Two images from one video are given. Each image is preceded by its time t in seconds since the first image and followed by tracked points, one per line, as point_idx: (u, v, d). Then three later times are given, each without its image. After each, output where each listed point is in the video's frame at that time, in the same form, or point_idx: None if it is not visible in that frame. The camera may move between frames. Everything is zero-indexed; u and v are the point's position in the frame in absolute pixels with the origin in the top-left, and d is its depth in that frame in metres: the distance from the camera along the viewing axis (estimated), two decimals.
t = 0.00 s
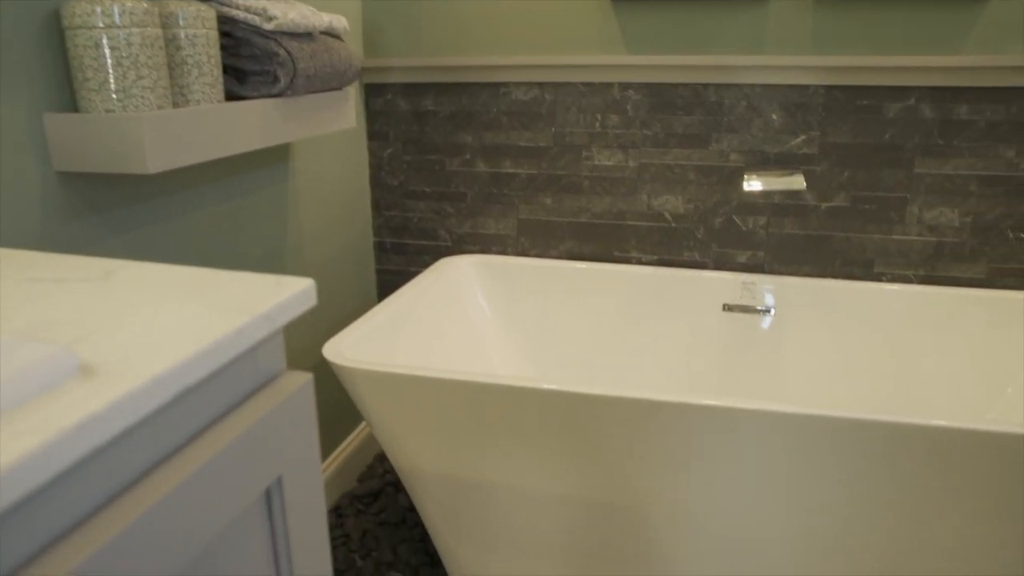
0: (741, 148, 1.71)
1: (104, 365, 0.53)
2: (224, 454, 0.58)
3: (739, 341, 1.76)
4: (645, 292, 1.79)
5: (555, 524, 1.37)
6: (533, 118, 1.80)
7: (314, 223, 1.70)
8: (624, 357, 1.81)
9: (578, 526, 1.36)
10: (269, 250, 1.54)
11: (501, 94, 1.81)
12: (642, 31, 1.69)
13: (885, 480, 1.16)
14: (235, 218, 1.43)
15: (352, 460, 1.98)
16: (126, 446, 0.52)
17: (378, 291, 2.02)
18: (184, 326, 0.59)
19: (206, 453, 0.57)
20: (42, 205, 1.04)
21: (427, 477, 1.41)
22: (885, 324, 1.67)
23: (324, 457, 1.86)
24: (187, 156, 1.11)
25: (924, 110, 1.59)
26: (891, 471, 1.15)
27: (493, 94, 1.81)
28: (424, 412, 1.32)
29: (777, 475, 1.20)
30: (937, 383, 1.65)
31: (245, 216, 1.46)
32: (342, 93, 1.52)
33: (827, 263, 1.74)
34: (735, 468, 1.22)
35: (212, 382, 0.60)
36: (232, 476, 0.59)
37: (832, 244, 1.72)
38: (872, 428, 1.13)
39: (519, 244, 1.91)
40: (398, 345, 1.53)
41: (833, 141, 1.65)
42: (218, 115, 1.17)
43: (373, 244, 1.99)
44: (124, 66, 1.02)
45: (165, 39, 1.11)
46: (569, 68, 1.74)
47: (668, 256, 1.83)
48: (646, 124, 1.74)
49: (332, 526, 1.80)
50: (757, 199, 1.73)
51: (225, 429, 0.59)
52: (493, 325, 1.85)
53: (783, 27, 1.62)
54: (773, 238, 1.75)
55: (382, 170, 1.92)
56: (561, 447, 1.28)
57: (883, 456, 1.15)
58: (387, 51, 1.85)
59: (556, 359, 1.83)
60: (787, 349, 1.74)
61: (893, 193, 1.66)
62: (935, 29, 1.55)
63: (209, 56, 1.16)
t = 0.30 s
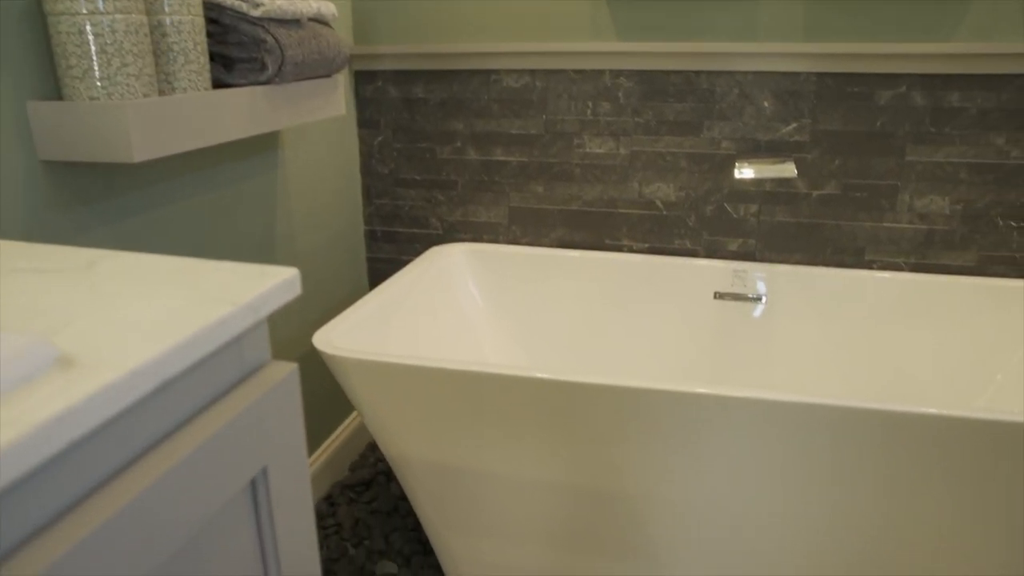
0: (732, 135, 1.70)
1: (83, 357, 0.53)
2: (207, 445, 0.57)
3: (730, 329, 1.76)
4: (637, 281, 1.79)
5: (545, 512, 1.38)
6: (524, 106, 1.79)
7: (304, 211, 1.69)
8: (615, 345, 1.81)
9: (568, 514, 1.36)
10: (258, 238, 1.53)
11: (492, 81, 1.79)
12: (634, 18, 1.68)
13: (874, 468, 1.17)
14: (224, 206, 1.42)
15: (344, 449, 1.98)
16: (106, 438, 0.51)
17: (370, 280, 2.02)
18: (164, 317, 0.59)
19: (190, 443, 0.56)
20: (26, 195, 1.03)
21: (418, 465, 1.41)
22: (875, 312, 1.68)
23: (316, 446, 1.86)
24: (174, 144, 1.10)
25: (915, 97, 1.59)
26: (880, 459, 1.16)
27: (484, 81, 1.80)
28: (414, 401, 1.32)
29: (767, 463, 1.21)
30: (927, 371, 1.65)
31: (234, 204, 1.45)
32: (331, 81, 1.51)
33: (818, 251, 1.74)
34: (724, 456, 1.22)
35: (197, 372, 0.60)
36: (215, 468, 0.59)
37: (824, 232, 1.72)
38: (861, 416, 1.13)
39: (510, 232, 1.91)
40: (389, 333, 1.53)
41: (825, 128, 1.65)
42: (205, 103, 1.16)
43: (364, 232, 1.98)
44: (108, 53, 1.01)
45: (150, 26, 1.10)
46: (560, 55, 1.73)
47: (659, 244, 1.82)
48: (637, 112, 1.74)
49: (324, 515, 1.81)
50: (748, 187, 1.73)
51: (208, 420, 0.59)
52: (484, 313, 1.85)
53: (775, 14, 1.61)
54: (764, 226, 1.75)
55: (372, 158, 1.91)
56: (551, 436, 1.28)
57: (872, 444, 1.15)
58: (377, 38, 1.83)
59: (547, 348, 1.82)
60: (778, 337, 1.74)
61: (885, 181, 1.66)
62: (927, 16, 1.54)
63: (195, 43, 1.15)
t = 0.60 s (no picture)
0: (722, 119, 1.70)
1: (62, 348, 0.52)
2: (189, 434, 0.57)
3: (719, 314, 1.76)
4: (626, 266, 1.78)
5: (534, 497, 1.38)
6: (513, 89, 1.78)
7: (292, 196, 1.68)
8: (605, 330, 1.81)
9: (557, 498, 1.37)
10: (245, 224, 1.52)
11: (481, 65, 1.78)
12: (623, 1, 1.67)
13: (859, 451, 1.18)
14: (210, 192, 1.41)
15: (334, 434, 1.98)
16: (88, 428, 0.51)
17: (359, 265, 2.01)
18: (145, 306, 0.58)
19: (172, 432, 0.56)
20: (8, 182, 1.02)
21: (407, 451, 1.41)
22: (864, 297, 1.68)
23: (306, 432, 1.86)
24: (158, 130, 1.09)
25: (905, 81, 1.58)
26: (865, 443, 1.17)
27: (473, 65, 1.78)
28: (402, 387, 1.32)
29: (755, 446, 1.22)
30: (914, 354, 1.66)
31: (221, 190, 1.44)
32: (318, 64, 1.49)
33: (807, 235, 1.75)
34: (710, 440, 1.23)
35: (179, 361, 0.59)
36: (197, 456, 0.58)
37: (813, 216, 1.73)
38: (848, 400, 1.14)
39: (499, 217, 1.90)
40: (378, 319, 1.53)
41: (814, 112, 1.65)
42: (189, 87, 1.15)
43: (353, 217, 1.97)
44: (89, 37, 1.00)
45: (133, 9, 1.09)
46: (550, 38, 1.71)
47: (648, 228, 1.82)
48: (627, 96, 1.73)
49: (315, 500, 1.81)
50: (738, 171, 1.73)
51: (191, 409, 0.59)
52: (474, 298, 1.84)
53: None
54: (753, 211, 1.75)
55: (361, 143, 1.90)
56: (539, 421, 1.28)
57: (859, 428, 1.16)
58: (364, 21, 1.81)
59: (537, 333, 1.83)
60: (767, 322, 1.74)
61: (874, 165, 1.66)
62: None
63: (179, 27, 1.14)
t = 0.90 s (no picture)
0: (714, 108, 1.69)
1: (48, 341, 0.52)
2: (177, 426, 0.57)
3: (711, 303, 1.77)
4: (618, 255, 1.79)
5: (525, 486, 1.39)
6: (505, 78, 1.78)
7: (283, 186, 1.68)
8: (597, 320, 1.81)
9: (548, 487, 1.37)
10: (236, 214, 1.52)
11: (473, 53, 1.77)
12: None
13: (847, 440, 1.19)
14: (201, 182, 1.41)
15: (328, 424, 1.98)
16: (78, 421, 0.51)
17: (351, 255, 2.01)
18: (132, 299, 0.58)
19: (161, 423, 0.56)
20: None
21: (400, 441, 1.41)
22: (855, 286, 1.69)
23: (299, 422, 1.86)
24: (146, 120, 1.09)
25: (896, 70, 1.58)
26: (854, 431, 1.18)
27: (464, 54, 1.78)
28: (394, 377, 1.32)
29: (745, 433, 1.22)
30: (904, 342, 1.67)
31: (211, 180, 1.44)
32: (308, 54, 1.49)
33: (798, 224, 1.75)
34: (700, 429, 1.24)
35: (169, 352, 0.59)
36: (186, 448, 0.58)
37: (804, 205, 1.73)
38: (837, 388, 1.15)
39: (492, 207, 1.90)
40: (370, 309, 1.53)
41: (806, 101, 1.65)
42: (178, 77, 1.14)
43: (345, 207, 1.97)
44: (75, 26, 0.99)
45: None
46: (541, 27, 1.71)
47: (640, 217, 1.82)
48: (619, 85, 1.73)
49: (308, 489, 1.81)
50: (730, 160, 1.73)
51: (181, 400, 0.59)
52: (467, 287, 1.84)
53: None
54: (745, 199, 1.75)
55: (353, 132, 1.89)
56: (531, 411, 1.29)
57: (848, 416, 1.17)
58: (355, 10, 1.80)
59: (529, 323, 1.83)
60: (758, 311, 1.75)
61: (865, 154, 1.66)
62: None
63: (167, 16, 1.13)
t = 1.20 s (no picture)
0: (703, 95, 1.69)
1: (30, 333, 0.52)
2: (161, 416, 0.57)
3: (699, 289, 1.78)
4: (608, 243, 1.79)
5: (514, 473, 1.40)
6: (494, 65, 1.77)
7: (272, 174, 1.67)
8: (587, 307, 1.82)
9: (538, 473, 1.38)
10: (225, 203, 1.51)
11: (461, 40, 1.77)
12: None
13: (832, 426, 1.20)
14: (189, 171, 1.40)
15: (319, 411, 1.99)
16: (63, 412, 0.51)
17: (341, 243, 2.01)
18: (114, 292, 0.58)
19: (147, 413, 0.56)
20: None
21: (390, 429, 1.41)
22: (843, 273, 1.70)
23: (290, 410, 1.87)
24: (132, 109, 1.08)
25: (885, 58, 1.58)
26: (839, 417, 1.19)
27: (453, 40, 1.77)
28: (384, 366, 1.32)
29: (732, 419, 1.23)
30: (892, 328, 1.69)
31: (199, 169, 1.43)
32: (295, 41, 1.48)
33: (787, 211, 1.76)
34: (686, 415, 1.25)
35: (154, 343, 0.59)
36: (170, 438, 0.59)
37: (792, 192, 1.73)
38: (822, 375, 1.15)
39: (481, 194, 1.90)
40: (360, 298, 1.53)
41: (794, 89, 1.65)
42: (164, 65, 1.14)
43: (335, 194, 1.96)
44: (58, 14, 0.99)
45: None
46: (530, 14, 1.70)
47: (630, 205, 1.83)
48: (608, 72, 1.72)
49: (299, 477, 1.82)
50: (719, 148, 1.73)
51: (167, 390, 0.59)
52: (458, 275, 1.84)
53: None
54: (734, 186, 1.76)
55: (342, 120, 1.89)
56: (519, 399, 1.30)
57: (833, 403, 1.18)
58: None
59: (519, 310, 1.83)
60: (746, 298, 1.76)
61: (853, 141, 1.66)
62: None
63: (152, 4, 1.13)
